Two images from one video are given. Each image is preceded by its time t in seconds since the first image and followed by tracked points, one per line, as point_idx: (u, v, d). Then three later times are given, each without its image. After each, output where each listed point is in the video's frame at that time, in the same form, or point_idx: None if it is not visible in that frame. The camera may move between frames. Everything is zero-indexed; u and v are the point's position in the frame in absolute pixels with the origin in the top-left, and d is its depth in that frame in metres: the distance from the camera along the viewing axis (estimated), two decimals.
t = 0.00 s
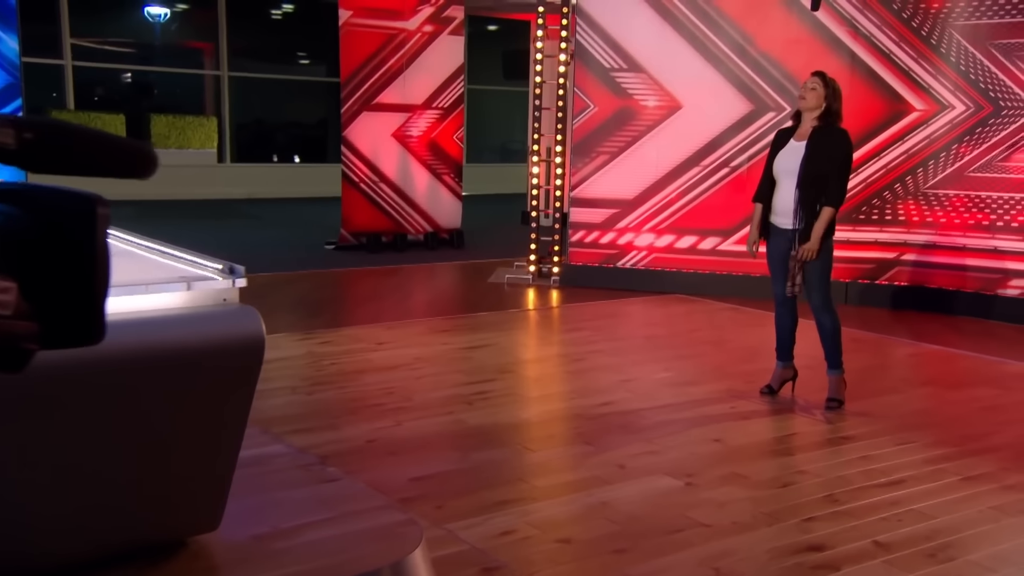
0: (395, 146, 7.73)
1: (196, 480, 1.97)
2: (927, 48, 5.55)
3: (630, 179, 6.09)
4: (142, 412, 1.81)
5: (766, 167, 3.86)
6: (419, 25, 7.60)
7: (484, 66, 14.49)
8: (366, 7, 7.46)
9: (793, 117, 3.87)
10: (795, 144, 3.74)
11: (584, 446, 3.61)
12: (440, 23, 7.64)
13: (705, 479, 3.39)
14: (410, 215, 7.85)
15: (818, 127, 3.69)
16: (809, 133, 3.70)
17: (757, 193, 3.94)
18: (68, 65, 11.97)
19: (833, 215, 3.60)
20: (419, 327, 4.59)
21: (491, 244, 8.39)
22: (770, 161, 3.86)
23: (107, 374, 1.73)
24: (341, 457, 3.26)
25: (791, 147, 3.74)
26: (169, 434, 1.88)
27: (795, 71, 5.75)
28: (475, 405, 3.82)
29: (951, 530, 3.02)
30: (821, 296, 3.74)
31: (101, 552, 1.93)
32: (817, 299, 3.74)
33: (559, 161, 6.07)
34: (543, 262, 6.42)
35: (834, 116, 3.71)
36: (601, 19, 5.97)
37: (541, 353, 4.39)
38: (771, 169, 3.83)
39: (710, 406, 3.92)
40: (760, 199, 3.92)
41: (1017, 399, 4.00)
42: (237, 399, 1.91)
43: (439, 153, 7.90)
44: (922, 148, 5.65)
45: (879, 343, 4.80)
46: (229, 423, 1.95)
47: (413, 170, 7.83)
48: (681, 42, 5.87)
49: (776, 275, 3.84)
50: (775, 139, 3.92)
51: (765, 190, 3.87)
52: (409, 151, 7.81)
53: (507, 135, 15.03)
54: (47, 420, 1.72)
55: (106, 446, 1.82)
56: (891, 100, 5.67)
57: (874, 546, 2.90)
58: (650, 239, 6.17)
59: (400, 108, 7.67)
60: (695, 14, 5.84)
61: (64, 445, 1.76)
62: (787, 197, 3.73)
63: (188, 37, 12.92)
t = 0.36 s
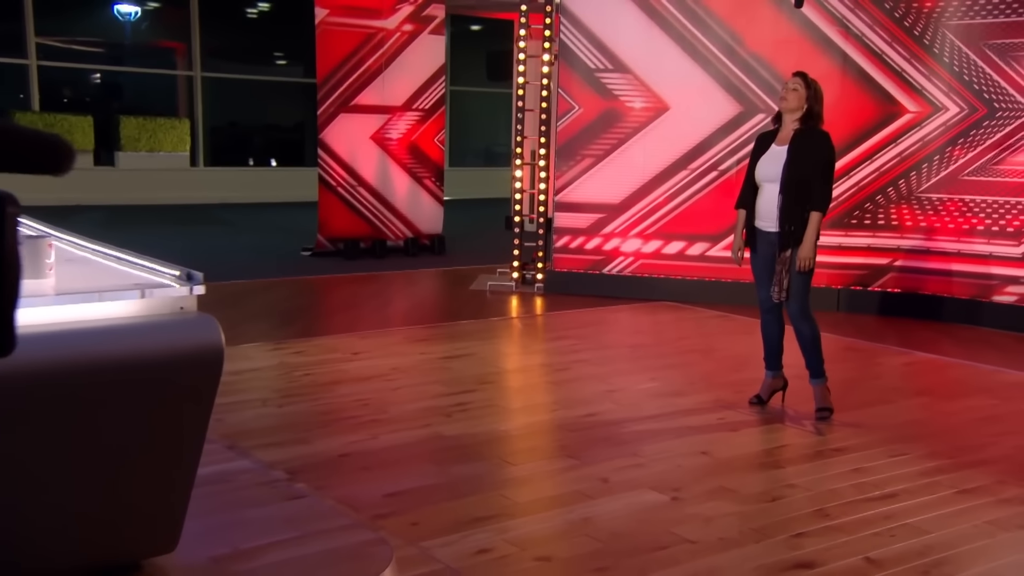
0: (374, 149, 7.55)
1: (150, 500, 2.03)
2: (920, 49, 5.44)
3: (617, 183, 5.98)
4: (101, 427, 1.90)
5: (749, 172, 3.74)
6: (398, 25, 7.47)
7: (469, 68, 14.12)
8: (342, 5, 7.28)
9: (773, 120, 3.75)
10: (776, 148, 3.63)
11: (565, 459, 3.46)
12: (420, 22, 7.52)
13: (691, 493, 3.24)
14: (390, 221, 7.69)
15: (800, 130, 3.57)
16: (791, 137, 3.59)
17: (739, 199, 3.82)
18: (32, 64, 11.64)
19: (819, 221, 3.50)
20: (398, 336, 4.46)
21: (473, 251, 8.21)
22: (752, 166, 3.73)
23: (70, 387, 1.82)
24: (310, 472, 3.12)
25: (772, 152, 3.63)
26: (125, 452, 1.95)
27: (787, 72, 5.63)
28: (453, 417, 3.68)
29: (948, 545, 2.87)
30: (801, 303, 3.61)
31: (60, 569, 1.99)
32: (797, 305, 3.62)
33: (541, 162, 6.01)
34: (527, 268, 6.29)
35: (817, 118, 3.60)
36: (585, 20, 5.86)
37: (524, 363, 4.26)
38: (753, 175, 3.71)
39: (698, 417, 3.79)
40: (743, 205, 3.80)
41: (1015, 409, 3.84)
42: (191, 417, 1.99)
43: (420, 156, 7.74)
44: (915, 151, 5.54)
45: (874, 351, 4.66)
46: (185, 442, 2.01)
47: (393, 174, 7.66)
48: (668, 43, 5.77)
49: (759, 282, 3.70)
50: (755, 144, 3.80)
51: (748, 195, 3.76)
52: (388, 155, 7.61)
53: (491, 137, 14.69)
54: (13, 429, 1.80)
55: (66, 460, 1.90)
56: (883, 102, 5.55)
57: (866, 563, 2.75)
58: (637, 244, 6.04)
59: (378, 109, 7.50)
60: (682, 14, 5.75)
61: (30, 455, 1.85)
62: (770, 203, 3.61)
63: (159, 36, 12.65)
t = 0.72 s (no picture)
0: (348, 151, 7.40)
1: (95, 523, 1.85)
2: (908, 48, 5.35)
3: (598, 186, 5.87)
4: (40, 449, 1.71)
5: (733, 177, 3.62)
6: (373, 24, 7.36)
7: (447, 68, 13.76)
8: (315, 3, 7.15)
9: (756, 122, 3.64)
10: (761, 151, 3.52)
11: (543, 473, 3.32)
12: (396, 20, 7.42)
13: (672, 508, 3.10)
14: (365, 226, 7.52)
15: (784, 131, 3.47)
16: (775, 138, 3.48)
17: (722, 205, 3.69)
18: None
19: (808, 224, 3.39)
20: (372, 345, 4.32)
21: (449, 257, 8.04)
22: (736, 170, 3.62)
23: None
24: (273, 488, 2.99)
25: (757, 155, 3.52)
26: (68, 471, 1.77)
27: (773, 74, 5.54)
28: (427, 430, 3.55)
29: (938, 561, 2.73)
30: (790, 308, 3.50)
31: None
32: (786, 312, 3.49)
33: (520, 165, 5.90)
34: (507, 274, 6.17)
35: (800, 118, 3.49)
36: (565, 19, 5.76)
37: (502, 373, 4.13)
38: (738, 180, 3.60)
39: (681, 429, 3.66)
40: (726, 211, 3.67)
41: (1007, 418, 3.71)
42: (141, 430, 1.81)
43: (395, 158, 7.61)
44: (903, 153, 5.44)
45: (862, 360, 4.54)
46: (134, 459, 1.83)
47: (367, 177, 7.49)
48: (650, 42, 5.66)
49: (746, 289, 3.58)
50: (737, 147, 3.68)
51: (733, 200, 3.64)
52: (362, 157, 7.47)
53: (472, 140, 14.33)
54: None
55: None
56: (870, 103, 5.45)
57: None
58: (619, 250, 5.92)
59: (352, 110, 7.37)
60: (665, 12, 5.64)
61: None
62: (757, 207, 3.49)
63: (124, 35, 12.25)
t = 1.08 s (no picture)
0: (313, 154, 7.24)
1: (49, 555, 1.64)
2: (889, 49, 5.26)
3: (572, 191, 5.74)
4: None
5: (721, 183, 3.52)
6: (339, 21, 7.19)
7: (419, 68, 13.53)
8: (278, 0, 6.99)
9: (743, 126, 3.53)
10: (748, 155, 3.41)
11: (512, 489, 3.17)
12: (363, 18, 7.27)
13: (648, 525, 2.95)
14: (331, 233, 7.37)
15: (770, 131, 3.35)
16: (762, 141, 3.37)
17: (710, 212, 3.58)
18: None
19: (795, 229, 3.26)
20: (338, 355, 4.18)
21: (419, 264, 7.88)
22: (724, 177, 3.51)
23: None
24: (226, 508, 2.84)
25: (744, 158, 3.40)
26: None
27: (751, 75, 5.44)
28: (392, 447, 3.40)
29: None
30: (780, 319, 3.37)
31: None
32: (775, 322, 3.38)
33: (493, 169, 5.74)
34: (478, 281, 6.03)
35: (788, 118, 3.37)
36: (539, 18, 5.63)
37: (475, 385, 3.98)
38: (725, 186, 3.50)
39: (658, 443, 3.52)
40: (715, 217, 3.57)
41: (992, 430, 3.60)
42: (84, 452, 1.58)
43: (362, 162, 7.44)
44: (884, 157, 5.36)
45: (845, 370, 4.43)
46: (80, 480, 1.61)
47: (333, 181, 7.33)
48: (627, 42, 5.55)
49: (732, 298, 3.48)
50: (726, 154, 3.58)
51: (721, 208, 3.52)
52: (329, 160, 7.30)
53: (442, 143, 14.03)
54: None
55: None
56: (851, 105, 5.36)
57: None
58: (594, 256, 5.79)
59: (318, 112, 7.21)
60: (641, 11, 5.52)
61: None
62: (745, 212, 3.38)
63: (78, 33, 12.00)
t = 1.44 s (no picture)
0: (275, 157, 7.08)
1: None
2: (868, 49, 5.18)
3: (543, 195, 5.60)
4: None
5: (710, 188, 3.40)
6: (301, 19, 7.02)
7: (385, 69, 13.13)
8: None
9: (732, 128, 3.41)
10: (736, 158, 3.29)
11: (478, 506, 3.03)
12: (326, 16, 7.10)
13: (620, 542, 2.80)
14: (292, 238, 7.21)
15: (760, 134, 3.24)
16: (752, 144, 3.25)
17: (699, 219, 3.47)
18: None
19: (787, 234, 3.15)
20: (301, 366, 4.03)
21: (387, 271, 7.72)
22: (712, 181, 3.39)
23: None
24: (175, 529, 2.69)
25: (732, 162, 3.29)
26: None
27: (728, 76, 5.34)
28: (354, 462, 3.26)
29: None
30: (766, 328, 3.25)
31: None
32: (762, 330, 3.25)
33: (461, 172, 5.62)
34: (448, 288, 5.90)
35: (777, 119, 3.26)
36: (509, 16, 5.50)
37: (444, 396, 3.85)
38: (713, 191, 3.38)
39: (632, 456, 3.40)
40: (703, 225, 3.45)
41: (974, 441, 3.50)
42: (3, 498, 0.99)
43: (325, 164, 7.27)
44: (863, 159, 5.27)
45: (824, 379, 4.33)
46: None
47: (295, 184, 7.18)
48: (600, 42, 5.43)
49: (718, 307, 3.38)
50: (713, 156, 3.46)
51: (708, 215, 3.41)
52: (289, 163, 7.13)
53: (411, 145, 13.60)
54: None
55: None
56: (829, 106, 5.27)
57: None
58: (567, 262, 5.66)
59: (279, 113, 7.04)
60: (614, 10, 5.41)
61: None
62: (734, 218, 3.26)
63: (27, 30, 11.58)
